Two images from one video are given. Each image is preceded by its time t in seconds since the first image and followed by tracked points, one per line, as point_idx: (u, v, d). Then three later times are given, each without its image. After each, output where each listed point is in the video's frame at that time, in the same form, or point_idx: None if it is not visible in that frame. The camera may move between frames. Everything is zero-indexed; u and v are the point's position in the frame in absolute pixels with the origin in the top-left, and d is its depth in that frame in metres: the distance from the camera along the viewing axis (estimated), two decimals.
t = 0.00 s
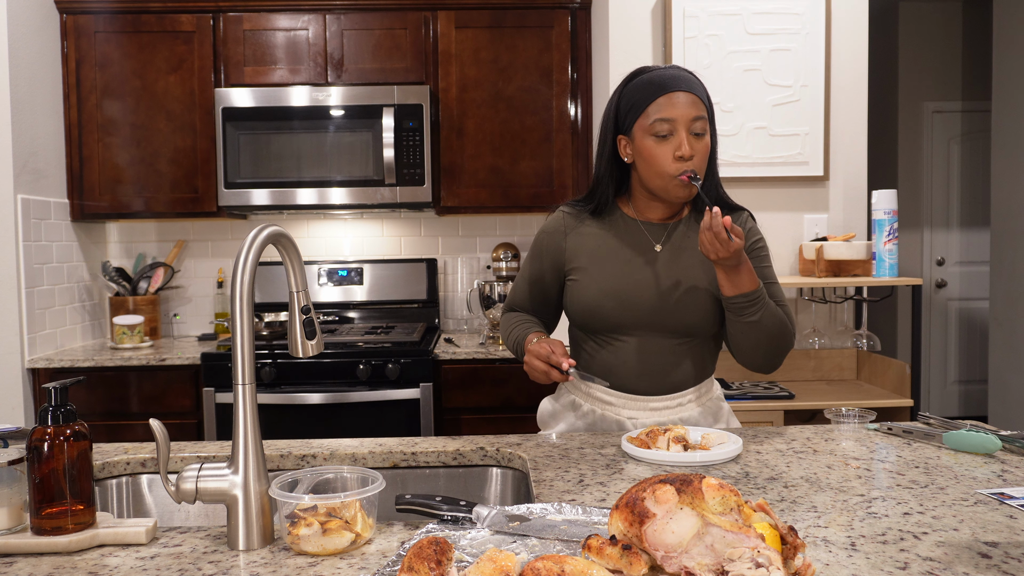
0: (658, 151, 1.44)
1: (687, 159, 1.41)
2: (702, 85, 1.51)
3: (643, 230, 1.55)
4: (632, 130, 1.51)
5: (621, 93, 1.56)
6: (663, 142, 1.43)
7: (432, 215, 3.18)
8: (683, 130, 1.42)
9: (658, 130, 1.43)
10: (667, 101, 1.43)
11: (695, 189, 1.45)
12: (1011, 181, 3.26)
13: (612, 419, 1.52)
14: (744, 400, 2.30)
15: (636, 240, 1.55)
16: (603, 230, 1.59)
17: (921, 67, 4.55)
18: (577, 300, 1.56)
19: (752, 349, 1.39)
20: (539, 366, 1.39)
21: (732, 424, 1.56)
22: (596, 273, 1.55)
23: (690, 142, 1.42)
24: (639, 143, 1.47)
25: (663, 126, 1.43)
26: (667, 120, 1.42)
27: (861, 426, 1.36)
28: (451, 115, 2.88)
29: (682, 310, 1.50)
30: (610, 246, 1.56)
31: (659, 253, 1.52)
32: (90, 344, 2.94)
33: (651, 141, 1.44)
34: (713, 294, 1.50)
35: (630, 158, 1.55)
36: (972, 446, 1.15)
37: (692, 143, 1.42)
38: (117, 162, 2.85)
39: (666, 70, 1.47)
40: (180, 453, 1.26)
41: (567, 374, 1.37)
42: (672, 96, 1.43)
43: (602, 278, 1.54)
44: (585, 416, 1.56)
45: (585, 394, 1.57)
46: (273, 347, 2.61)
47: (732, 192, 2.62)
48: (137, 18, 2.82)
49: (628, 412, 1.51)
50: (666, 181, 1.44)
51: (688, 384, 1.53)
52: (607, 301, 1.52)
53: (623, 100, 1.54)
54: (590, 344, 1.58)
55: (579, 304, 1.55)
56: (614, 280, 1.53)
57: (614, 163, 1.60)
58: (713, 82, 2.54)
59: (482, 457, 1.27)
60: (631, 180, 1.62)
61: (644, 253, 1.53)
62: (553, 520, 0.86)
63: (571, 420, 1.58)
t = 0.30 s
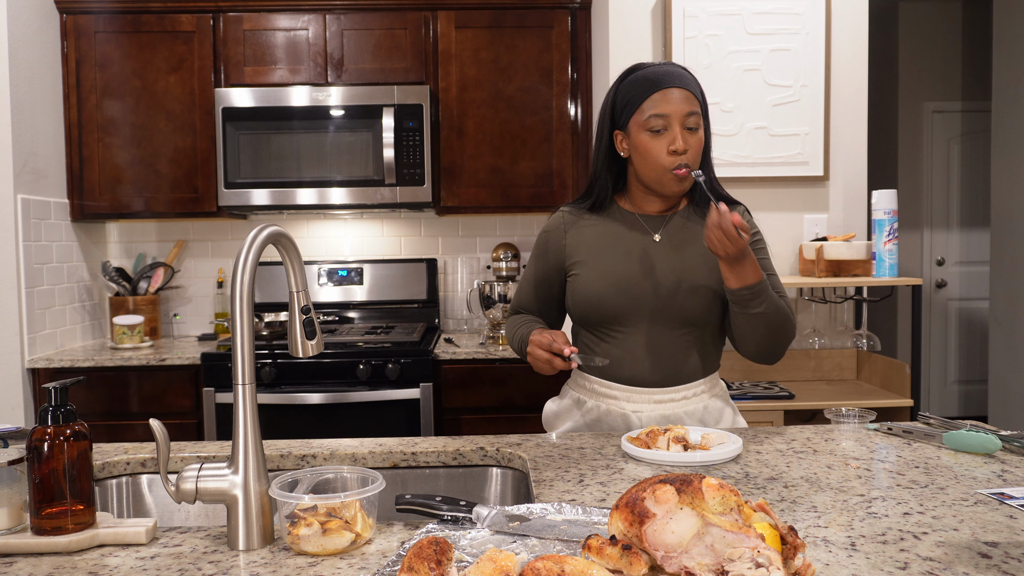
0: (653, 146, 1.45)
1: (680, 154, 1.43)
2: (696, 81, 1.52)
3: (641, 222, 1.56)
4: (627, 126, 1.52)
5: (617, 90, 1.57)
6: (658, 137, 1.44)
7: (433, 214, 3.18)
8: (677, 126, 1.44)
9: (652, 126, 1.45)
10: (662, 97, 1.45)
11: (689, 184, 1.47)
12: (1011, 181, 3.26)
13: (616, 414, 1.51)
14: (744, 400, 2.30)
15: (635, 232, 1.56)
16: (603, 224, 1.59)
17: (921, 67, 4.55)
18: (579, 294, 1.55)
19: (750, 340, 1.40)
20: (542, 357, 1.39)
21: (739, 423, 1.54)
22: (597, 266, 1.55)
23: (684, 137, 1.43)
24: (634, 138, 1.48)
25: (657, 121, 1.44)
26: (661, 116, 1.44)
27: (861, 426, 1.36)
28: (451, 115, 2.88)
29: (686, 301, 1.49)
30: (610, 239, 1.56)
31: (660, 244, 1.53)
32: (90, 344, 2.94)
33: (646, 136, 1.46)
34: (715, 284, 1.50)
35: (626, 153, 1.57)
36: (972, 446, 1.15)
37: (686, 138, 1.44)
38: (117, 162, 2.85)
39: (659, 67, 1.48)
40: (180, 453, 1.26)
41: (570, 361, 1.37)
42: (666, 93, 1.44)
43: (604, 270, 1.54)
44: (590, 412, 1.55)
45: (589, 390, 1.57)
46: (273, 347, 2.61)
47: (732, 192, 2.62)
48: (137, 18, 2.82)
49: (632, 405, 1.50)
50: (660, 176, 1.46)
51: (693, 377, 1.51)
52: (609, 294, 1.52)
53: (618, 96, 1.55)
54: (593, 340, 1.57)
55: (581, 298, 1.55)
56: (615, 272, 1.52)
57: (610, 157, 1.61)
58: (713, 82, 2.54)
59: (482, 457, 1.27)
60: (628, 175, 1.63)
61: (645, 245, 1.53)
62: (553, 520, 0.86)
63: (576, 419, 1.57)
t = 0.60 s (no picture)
0: (644, 139, 1.47)
1: (670, 145, 1.44)
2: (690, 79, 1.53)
3: (640, 219, 1.56)
4: (620, 123, 1.54)
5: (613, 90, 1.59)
6: (649, 130, 1.46)
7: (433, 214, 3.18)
8: (668, 119, 1.45)
9: (643, 120, 1.46)
10: (653, 91, 1.46)
11: (679, 175, 1.49)
12: (1012, 181, 3.26)
13: (617, 411, 1.51)
14: (744, 400, 2.30)
15: (635, 228, 1.56)
16: (602, 221, 1.59)
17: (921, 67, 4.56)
18: (580, 290, 1.54)
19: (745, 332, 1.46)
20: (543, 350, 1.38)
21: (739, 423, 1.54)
22: (598, 261, 1.54)
23: (673, 129, 1.45)
24: (627, 133, 1.50)
25: (648, 115, 1.46)
26: (652, 109, 1.46)
27: (861, 426, 1.36)
28: (451, 115, 2.88)
29: (687, 296, 1.49)
30: (610, 236, 1.56)
31: (661, 240, 1.53)
32: (90, 344, 2.94)
33: (638, 130, 1.47)
34: (716, 280, 1.50)
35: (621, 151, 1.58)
36: (972, 446, 1.15)
37: (676, 130, 1.45)
38: (117, 162, 2.85)
39: (651, 64, 1.50)
40: (180, 453, 1.26)
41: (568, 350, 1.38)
42: (657, 87, 1.46)
43: (604, 266, 1.53)
44: (590, 410, 1.55)
45: (589, 389, 1.56)
46: (273, 347, 2.61)
47: (731, 192, 2.62)
48: (137, 18, 2.82)
49: (633, 402, 1.50)
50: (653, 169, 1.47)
51: (694, 373, 1.51)
52: (610, 290, 1.51)
53: (613, 95, 1.57)
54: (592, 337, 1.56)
55: (582, 294, 1.54)
56: (616, 268, 1.52)
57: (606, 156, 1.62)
58: (713, 82, 2.54)
59: (482, 457, 1.27)
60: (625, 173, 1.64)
61: (645, 241, 1.53)
62: (553, 520, 0.86)
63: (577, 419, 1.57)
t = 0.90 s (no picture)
0: (641, 139, 1.47)
1: (666, 145, 1.45)
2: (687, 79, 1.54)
3: (638, 217, 1.56)
4: (618, 124, 1.54)
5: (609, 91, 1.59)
6: (645, 130, 1.46)
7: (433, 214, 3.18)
8: (664, 119, 1.45)
9: (639, 120, 1.47)
10: (650, 92, 1.47)
11: (677, 175, 1.48)
12: (1012, 181, 3.26)
13: (619, 411, 1.50)
14: (744, 400, 2.30)
15: (635, 227, 1.55)
16: (601, 220, 1.58)
17: (921, 67, 4.56)
18: (581, 291, 1.54)
19: (737, 333, 1.54)
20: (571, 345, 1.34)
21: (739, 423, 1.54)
22: (599, 261, 1.54)
23: (670, 129, 1.45)
24: (623, 133, 1.51)
25: (644, 115, 1.46)
26: (648, 110, 1.46)
27: (861, 426, 1.36)
28: (451, 115, 2.88)
29: (687, 296, 1.50)
30: (610, 235, 1.55)
31: (661, 240, 1.53)
32: (90, 344, 2.94)
33: (634, 130, 1.48)
34: (715, 280, 1.51)
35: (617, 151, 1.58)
36: (972, 446, 1.15)
37: (672, 131, 1.46)
38: (117, 162, 2.85)
39: (648, 66, 1.51)
40: (180, 453, 1.26)
41: (602, 349, 1.32)
42: (654, 87, 1.46)
43: (605, 266, 1.53)
44: (592, 412, 1.53)
45: (591, 390, 1.55)
46: (273, 347, 2.61)
47: (731, 192, 2.62)
48: (137, 18, 2.82)
49: (635, 401, 1.50)
50: (649, 168, 1.48)
51: (694, 373, 1.53)
52: (612, 289, 1.51)
53: (610, 97, 1.58)
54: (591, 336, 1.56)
55: (583, 295, 1.54)
56: (617, 267, 1.52)
57: (604, 156, 1.62)
58: (712, 82, 2.54)
59: (482, 457, 1.27)
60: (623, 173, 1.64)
61: (645, 241, 1.53)
62: (552, 520, 0.86)
63: (576, 419, 1.55)
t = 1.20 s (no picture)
0: (630, 141, 1.47)
1: (655, 148, 1.45)
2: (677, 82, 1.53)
3: (629, 218, 1.56)
4: (608, 125, 1.54)
5: (600, 92, 1.59)
6: (635, 132, 1.46)
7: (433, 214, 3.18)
8: (654, 122, 1.45)
9: (630, 122, 1.46)
10: (640, 94, 1.47)
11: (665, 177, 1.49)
12: (1012, 181, 3.26)
13: (613, 412, 1.51)
14: (744, 400, 2.30)
15: (626, 228, 1.55)
16: (592, 221, 1.58)
17: (921, 67, 4.56)
18: (573, 292, 1.54)
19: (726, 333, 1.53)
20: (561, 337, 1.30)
21: (734, 422, 1.54)
22: (590, 262, 1.54)
23: (659, 132, 1.45)
24: (613, 135, 1.51)
25: (634, 117, 1.46)
26: (638, 112, 1.46)
27: (861, 426, 1.36)
28: (451, 115, 2.88)
29: (678, 295, 1.50)
30: (601, 236, 1.55)
31: (652, 240, 1.53)
32: (90, 344, 2.94)
33: (624, 132, 1.48)
34: (706, 280, 1.52)
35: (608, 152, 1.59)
36: (972, 446, 1.15)
37: (662, 133, 1.46)
38: (117, 162, 2.85)
39: (639, 68, 1.50)
40: (180, 453, 1.26)
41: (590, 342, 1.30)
42: (644, 90, 1.46)
43: (597, 267, 1.53)
44: (585, 413, 1.53)
45: (583, 391, 1.55)
46: (273, 347, 2.61)
47: (731, 192, 2.62)
48: (137, 18, 2.82)
49: (628, 402, 1.50)
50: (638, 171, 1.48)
51: (687, 374, 1.52)
52: (603, 290, 1.51)
53: (601, 98, 1.57)
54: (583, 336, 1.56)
55: (575, 296, 1.54)
56: (608, 268, 1.52)
57: (594, 157, 1.62)
58: (712, 82, 2.54)
59: (482, 458, 1.27)
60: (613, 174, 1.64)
61: (636, 241, 1.53)
62: (553, 520, 0.86)
63: (569, 420, 1.55)
